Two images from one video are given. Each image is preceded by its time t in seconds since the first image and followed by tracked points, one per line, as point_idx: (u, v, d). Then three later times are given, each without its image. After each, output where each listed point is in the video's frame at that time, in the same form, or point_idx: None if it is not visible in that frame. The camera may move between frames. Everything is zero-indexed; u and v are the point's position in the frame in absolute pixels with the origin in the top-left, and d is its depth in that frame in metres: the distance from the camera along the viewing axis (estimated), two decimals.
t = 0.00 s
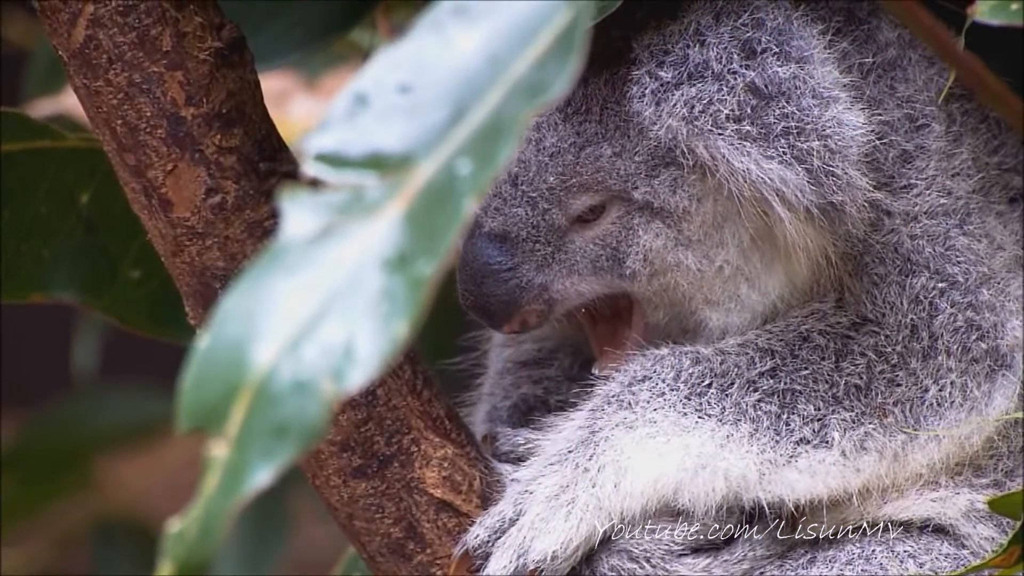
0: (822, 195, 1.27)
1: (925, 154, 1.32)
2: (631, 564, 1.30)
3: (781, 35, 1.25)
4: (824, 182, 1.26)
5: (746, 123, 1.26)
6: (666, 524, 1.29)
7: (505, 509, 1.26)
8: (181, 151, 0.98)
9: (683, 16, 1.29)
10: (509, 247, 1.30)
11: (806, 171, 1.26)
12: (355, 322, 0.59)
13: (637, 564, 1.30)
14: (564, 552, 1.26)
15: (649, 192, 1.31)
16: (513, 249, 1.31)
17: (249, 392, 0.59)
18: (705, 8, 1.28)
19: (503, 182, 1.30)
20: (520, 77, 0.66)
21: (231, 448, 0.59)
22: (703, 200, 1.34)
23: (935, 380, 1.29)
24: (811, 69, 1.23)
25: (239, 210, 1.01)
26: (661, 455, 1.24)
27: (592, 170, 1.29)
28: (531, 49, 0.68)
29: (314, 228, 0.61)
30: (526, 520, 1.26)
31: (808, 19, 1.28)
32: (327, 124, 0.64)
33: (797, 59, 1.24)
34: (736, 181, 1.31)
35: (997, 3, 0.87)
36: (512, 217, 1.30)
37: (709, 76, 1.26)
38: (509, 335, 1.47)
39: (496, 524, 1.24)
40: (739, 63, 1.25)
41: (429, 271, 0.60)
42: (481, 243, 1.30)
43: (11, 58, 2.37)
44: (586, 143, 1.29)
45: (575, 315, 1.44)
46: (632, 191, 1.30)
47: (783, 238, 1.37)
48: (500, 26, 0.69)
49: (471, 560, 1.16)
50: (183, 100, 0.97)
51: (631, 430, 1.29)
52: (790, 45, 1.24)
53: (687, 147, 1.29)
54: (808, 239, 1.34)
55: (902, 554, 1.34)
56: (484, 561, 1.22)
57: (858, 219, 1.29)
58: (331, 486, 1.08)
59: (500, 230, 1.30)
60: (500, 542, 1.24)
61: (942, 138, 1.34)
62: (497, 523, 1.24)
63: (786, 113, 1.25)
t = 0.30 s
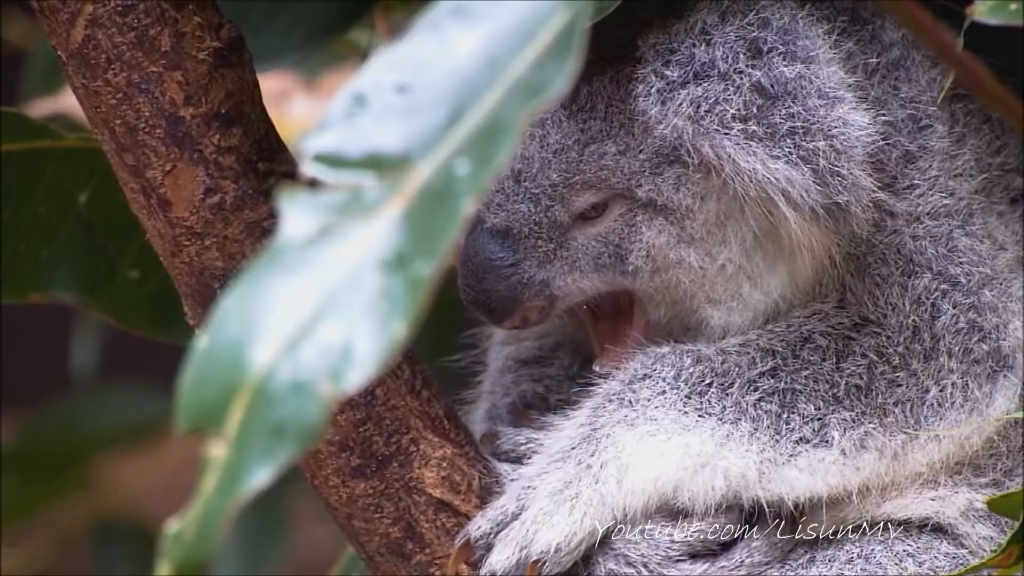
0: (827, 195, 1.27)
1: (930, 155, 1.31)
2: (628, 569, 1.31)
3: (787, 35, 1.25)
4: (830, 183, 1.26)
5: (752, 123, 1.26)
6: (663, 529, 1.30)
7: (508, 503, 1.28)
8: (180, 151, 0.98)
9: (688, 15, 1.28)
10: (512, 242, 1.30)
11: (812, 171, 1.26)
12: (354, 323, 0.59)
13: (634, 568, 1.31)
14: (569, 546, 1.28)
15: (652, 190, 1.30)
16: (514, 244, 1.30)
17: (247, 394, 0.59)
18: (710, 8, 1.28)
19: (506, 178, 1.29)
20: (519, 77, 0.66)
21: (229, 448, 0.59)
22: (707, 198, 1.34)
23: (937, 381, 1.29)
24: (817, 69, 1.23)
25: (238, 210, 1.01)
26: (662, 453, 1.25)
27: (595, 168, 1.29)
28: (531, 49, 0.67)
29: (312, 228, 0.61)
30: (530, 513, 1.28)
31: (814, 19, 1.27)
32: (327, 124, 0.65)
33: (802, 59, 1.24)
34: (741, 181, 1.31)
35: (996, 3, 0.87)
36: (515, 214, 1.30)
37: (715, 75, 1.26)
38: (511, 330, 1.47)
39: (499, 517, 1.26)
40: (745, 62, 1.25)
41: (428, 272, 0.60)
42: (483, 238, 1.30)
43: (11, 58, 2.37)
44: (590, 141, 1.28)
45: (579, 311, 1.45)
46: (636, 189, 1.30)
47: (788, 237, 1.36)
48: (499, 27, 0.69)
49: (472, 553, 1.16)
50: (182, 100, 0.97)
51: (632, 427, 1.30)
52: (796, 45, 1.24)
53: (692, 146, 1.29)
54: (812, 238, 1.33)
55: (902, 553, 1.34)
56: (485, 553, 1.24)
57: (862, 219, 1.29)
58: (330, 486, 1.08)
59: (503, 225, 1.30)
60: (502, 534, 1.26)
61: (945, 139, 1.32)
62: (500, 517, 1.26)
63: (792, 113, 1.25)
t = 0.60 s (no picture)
0: (836, 196, 1.27)
1: (935, 157, 1.31)
2: (622, 573, 1.30)
3: (797, 35, 1.25)
4: (840, 185, 1.26)
5: (762, 123, 1.27)
6: (662, 534, 1.30)
7: (514, 492, 1.28)
8: (179, 152, 0.98)
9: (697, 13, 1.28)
10: (516, 238, 1.30)
11: (821, 171, 1.26)
12: (353, 324, 0.59)
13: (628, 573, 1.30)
14: (575, 536, 1.27)
15: (659, 188, 1.30)
16: (517, 237, 1.30)
17: (246, 394, 0.59)
18: (721, 8, 1.27)
19: (512, 173, 1.29)
20: (517, 79, 0.66)
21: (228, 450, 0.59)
22: (711, 196, 1.33)
23: (943, 380, 1.29)
24: (827, 69, 1.24)
25: (237, 211, 1.01)
26: (668, 451, 1.25)
27: (601, 166, 1.29)
28: (529, 50, 0.67)
29: (310, 229, 0.61)
30: (536, 503, 1.27)
31: (823, 19, 1.27)
32: (325, 127, 0.65)
33: (814, 60, 1.24)
34: (751, 181, 1.31)
35: (995, 3, 0.87)
36: (520, 209, 1.29)
37: (725, 74, 1.26)
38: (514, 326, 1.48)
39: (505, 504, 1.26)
40: (756, 62, 1.25)
41: (426, 274, 0.59)
42: (488, 233, 1.30)
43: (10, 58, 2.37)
44: (597, 138, 1.28)
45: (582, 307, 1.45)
46: (642, 187, 1.30)
47: (795, 237, 1.37)
48: (497, 28, 0.69)
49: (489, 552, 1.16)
50: (181, 101, 0.97)
51: (641, 424, 1.30)
52: (806, 45, 1.25)
53: (701, 145, 1.29)
54: (820, 241, 1.34)
55: (901, 553, 1.34)
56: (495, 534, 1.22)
57: (870, 220, 1.29)
58: (330, 487, 1.08)
59: (507, 220, 1.29)
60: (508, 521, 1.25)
61: (951, 138, 1.32)
62: (507, 504, 1.26)
63: (802, 113, 1.25)
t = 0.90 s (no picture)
0: (857, 203, 1.26)
1: (949, 158, 1.30)
2: None
3: (818, 41, 1.23)
4: (860, 193, 1.25)
5: (785, 129, 1.24)
6: (657, 542, 1.29)
7: (531, 470, 1.33)
8: (181, 153, 0.98)
9: (713, 17, 1.27)
10: (529, 238, 1.28)
11: (842, 179, 1.24)
12: (353, 326, 0.59)
13: None
14: (589, 522, 1.30)
15: (674, 191, 1.29)
16: (532, 240, 1.29)
17: (246, 395, 0.59)
18: (741, 11, 1.26)
19: (526, 173, 1.28)
20: (517, 80, 0.66)
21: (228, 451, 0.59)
22: (728, 200, 1.32)
23: (963, 381, 1.28)
24: (848, 76, 1.22)
25: (238, 212, 1.01)
26: (687, 458, 1.25)
27: (617, 168, 1.28)
28: (530, 51, 0.67)
29: (310, 231, 0.61)
30: (553, 485, 1.31)
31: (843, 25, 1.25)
32: (325, 128, 0.65)
33: (834, 66, 1.22)
34: (774, 189, 1.30)
35: (996, 4, 0.86)
36: (533, 210, 1.28)
37: (747, 80, 1.24)
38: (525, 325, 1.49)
39: (520, 481, 1.31)
40: (778, 68, 1.23)
41: (426, 275, 0.59)
42: (499, 232, 1.29)
43: (12, 59, 2.37)
44: (612, 141, 1.27)
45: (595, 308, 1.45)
46: (657, 190, 1.29)
47: (811, 242, 1.36)
48: (498, 29, 0.68)
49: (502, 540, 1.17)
50: (183, 102, 0.97)
51: (665, 429, 1.28)
52: (826, 49, 1.23)
53: (722, 150, 1.27)
54: (839, 246, 1.33)
55: (903, 554, 1.33)
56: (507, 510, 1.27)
57: (889, 225, 1.28)
58: (332, 488, 1.08)
59: (520, 221, 1.28)
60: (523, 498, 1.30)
61: (964, 139, 1.32)
62: (521, 481, 1.31)
63: (825, 120, 1.23)
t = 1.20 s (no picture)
0: (869, 211, 1.27)
1: (956, 160, 1.27)
2: None
3: (830, 48, 1.23)
4: (874, 201, 1.26)
5: (799, 137, 1.25)
6: (652, 548, 1.30)
7: (541, 459, 1.33)
8: (178, 155, 0.98)
9: (722, 22, 1.25)
10: (536, 242, 1.28)
11: (857, 187, 1.25)
12: (349, 327, 0.59)
13: None
14: (593, 517, 1.30)
15: (683, 197, 1.29)
16: (539, 244, 1.29)
17: (243, 397, 0.59)
18: (753, 18, 1.25)
19: (534, 177, 1.26)
20: (514, 82, 0.66)
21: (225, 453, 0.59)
22: (736, 206, 1.31)
23: (978, 381, 1.25)
24: (859, 84, 1.22)
25: (236, 214, 1.01)
26: (704, 472, 1.24)
27: (626, 173, 1.27)
28: (526, 53, 0.67)
29: (307, 232, 0.61)
30: (564, 476, 1.30)
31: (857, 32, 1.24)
32: (322, 130, 0.65)
33: (846, 74, 1.22)
34: (788, 196, 1.30)
35: (993, 6, 0.87)
36: (541, 214, 1.27)
37: (761, 88, 1.24)
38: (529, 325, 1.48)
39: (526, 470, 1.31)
40: (791, 76, 1.23)
41: (422, 277, 0.59)
42: (506, 237, 1.29)
43: (9, 61, 2.37)
44: (622, 146, 1.26)
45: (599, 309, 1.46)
46: (666, 196, 1.28)
47: (820, 249, 1.36)
48: (494, 30, 0.68)
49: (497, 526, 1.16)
50: (180, 104, 0.97)
51: (682, 440, 1.28)
52: (837, 57, 1.23)
53: (735, 158, 1.27)
54: (850, 254, 1.33)
55: (902, 556, 1.32)
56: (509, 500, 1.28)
57: (900, 231, 1.28)
58: (328, 490, 1.08)
59: (528, 225, 1.28)
60: (529, 485, 1.30)
61: (971, 141, 1.28)
62: (527, 470, 1.31)
63: (839, 128, 1.24)
